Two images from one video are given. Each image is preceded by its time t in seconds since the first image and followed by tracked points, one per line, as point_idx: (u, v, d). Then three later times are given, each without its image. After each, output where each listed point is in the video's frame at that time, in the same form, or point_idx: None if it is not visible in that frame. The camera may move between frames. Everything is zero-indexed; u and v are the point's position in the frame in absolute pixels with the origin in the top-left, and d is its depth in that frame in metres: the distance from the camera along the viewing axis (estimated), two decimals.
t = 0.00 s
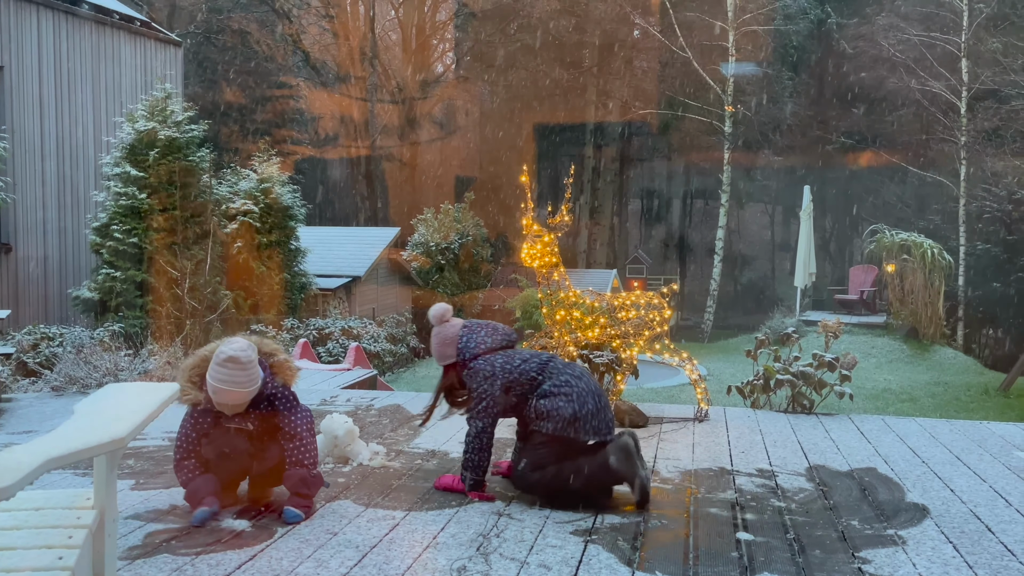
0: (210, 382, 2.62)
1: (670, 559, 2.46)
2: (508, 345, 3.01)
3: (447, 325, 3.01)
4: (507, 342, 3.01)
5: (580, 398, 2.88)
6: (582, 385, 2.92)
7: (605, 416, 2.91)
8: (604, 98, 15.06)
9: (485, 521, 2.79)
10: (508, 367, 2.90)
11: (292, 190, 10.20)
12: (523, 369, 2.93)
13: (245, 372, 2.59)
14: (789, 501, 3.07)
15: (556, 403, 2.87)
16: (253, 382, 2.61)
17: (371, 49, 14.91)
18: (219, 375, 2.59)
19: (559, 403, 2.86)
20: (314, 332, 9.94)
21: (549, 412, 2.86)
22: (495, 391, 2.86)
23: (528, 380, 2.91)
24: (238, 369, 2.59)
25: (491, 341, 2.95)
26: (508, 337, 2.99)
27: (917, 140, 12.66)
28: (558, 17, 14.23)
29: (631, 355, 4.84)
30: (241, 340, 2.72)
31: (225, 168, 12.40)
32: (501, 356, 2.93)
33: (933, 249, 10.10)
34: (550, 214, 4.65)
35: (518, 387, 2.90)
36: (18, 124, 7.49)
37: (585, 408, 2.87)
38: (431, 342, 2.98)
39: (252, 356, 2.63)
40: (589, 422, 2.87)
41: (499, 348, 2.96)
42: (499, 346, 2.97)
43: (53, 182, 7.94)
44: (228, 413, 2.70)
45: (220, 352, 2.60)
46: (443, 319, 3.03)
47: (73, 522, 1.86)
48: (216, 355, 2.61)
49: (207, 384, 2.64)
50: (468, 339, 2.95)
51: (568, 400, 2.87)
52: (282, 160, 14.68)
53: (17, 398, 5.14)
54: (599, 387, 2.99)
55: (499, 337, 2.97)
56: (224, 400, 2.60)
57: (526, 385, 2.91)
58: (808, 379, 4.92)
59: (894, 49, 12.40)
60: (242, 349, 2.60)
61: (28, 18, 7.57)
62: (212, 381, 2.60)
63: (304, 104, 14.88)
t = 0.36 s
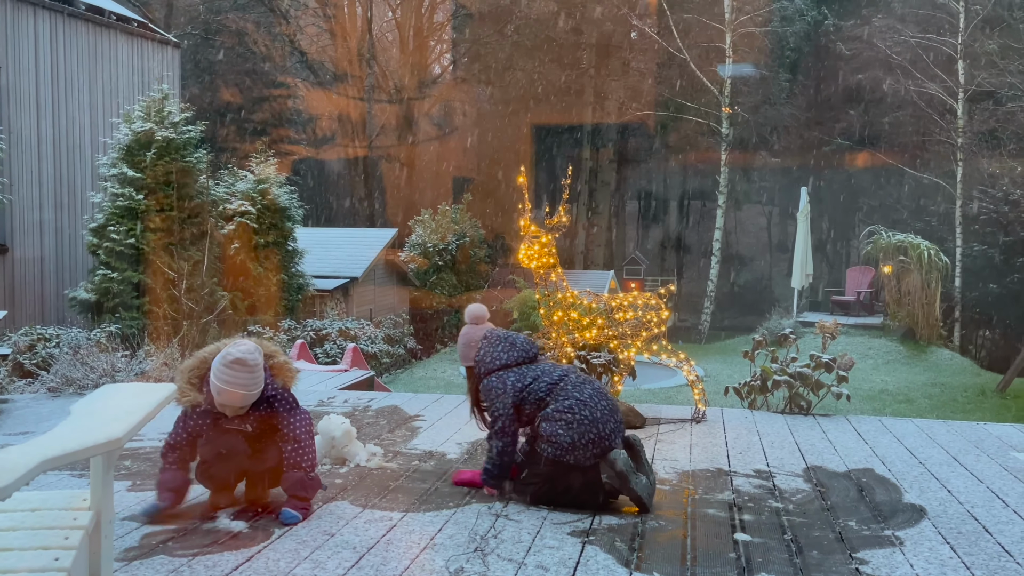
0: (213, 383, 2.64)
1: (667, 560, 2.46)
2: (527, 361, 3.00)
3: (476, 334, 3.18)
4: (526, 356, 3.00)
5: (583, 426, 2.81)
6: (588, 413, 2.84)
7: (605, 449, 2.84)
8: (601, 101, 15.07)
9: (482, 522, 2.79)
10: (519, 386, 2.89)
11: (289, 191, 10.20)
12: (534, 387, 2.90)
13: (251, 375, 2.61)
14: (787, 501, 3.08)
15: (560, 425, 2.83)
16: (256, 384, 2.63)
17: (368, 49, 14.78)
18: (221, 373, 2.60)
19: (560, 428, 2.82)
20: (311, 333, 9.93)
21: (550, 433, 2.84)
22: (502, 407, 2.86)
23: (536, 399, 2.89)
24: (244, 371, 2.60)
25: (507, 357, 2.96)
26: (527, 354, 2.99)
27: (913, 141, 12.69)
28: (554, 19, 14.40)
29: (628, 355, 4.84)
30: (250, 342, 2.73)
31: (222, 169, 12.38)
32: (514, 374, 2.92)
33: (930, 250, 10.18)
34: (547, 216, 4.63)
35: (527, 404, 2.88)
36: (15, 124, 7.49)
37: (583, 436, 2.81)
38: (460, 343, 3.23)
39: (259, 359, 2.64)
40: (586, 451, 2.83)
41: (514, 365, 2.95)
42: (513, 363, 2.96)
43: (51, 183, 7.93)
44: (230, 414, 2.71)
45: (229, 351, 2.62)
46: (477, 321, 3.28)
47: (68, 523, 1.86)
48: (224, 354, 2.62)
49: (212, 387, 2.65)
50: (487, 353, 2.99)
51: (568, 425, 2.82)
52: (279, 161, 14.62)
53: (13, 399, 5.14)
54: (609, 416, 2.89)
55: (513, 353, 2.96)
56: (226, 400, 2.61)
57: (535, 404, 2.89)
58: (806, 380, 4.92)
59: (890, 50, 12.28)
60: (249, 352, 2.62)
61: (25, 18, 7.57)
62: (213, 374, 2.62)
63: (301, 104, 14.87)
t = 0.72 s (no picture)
0: (201, 388, 2.66)
1: (666, 561, 2.46)
2: (465, 359, 3.18)
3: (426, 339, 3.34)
4: (463, 356, 3.19)
5: (524, 398, 2.91)
6: (523, 383, 2.97)
7: (559, 405, 2.92)
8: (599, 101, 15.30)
9: (481, 524, 2.79)
10: (457, 380, 3.05)
11: (287, 192, 10.22)
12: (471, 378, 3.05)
13: (235, 373, 2.64)
14: (785, 503, 3.08)
15: (502, 403, 2.92)
16: (245, 383, 2.67)
17: (367, 49, 15.00)
18: (212, 377, 2.63)
19: (504, 407, 2.90)
20: (309, 334, 9.90)
21: (495, 413, 2.92)
22: (441, 405, 3.03)
23: (476, 388, 3.01)
24: (227, 372, 2.63)
25: (440, 360, 3.14)
26: (462, 352, 3.19)
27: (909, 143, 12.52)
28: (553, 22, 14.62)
29: (626, 356, 4.83)
30: (234, 342, 2.77)
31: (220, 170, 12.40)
32: (450, 374, 3.09)
33: (927, 252, 10.24)
34: (546, 217, 4.61)
35: (468, 399, 3.01)
36: (12, 125, 7.48)
37: (530, 407, 2.89)
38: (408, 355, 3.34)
39: (242, 359, 2.68)
40: (545, 416, 2.89)
41: (451, 363, 3.14)
42: (451, 361, 3.15)
43: (48, 184, 7.93)
44: (224, 414, 2.73)
45: (213, 353, 2.65)
46: (425, 332, 3.39)
47: (65, 524, 1.86)
48: (209, 356, 2.65)
49: (200, 392, 2.67)
50: (427, 356, 3.20)
51: (511, 402, 2.91)
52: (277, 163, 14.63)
53: (11, 400, 5.14)
54: (546, 377, 3.03)
55: (451, 352, 3.17)
56: (217, 403, 2.64)
57: (475, 393, 3.01)
58: (804, 381, 4.93)
59: (887, 52, 12.31)
60: (230, 353, 2.65)
61: (24, 19, 7.58)
62: (202, 385, 2.65)
63: (300, 105, 14.96)
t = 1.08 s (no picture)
0: (202, 386, 2.68)
1: (664, 563, 2.46)
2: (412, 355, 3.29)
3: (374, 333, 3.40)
4: (411, 352, 3.30)
5: (458, 405, 3.03)
6: (459, 392, 3.07)
7: (489, 420, 3.02)
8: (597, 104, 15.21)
9: (479, 526, 2.79)
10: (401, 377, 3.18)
11: (285, 193, 10.16)
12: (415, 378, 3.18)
13: (235, 370, 2.66)
14: (784, 505, 3.08)
15: (438, 408, 3.06)
16: (244, 380, 2.68)
17: (364, 51, 14.47)
18: (210, 374, 2.65)
19: (438, 412, 3.05)
20: (307, 336, 9.76)
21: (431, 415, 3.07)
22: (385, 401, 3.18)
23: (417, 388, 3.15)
24: (228, 368, 2.65)
25: (390, 354, 3.27)
26: (411, 349, 3.29)
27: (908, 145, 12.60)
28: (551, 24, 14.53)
29: (625, 358, 4.85)
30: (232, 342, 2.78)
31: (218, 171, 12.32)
32: (397, 369, 3.22)
33: (925, 254, 10.20)
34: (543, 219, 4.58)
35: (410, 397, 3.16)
36: (9, 126, 7.49)
37: (462, 415, 3.01)
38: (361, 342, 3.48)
39: (243, 356, 2.69)
40: (473, 428, 3.01)
41: (398, 360, 3.26)
42: (398, 358, 3.26)
43: (46, 186, 7.93)
44: (223, 413, 2.75)
45: (212, 351, 2.67)
46: (374, 324, 3.41)
47: (64, 527, 1.85)
48: (209, 355, 2.67)
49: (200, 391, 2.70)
50: (376, 350, 3.33)
51: (445, 408, 3.04)
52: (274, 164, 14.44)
53: (9, 402, 5.13)
54: (485, 387, 3.11)
55: (399, 348, 3.27)
56: (216, 400, 2.66)
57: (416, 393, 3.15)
58: (802, 383, 4.93)
59: (886, 54, 12.39)
60: (231, 349, 2.67)
61: (22, 21, 7.59)
62: (201, 381, 2.67)
63: (297, 106, 14.55)
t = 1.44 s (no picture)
0: (198, 391, 2.66)
1: (663, 565, 2.45)
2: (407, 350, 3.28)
3: (381, 321, 3.44)
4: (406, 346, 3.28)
5: (443, 405, 3.05)
6: (447, 392, 3.09)
7: (474, 420, 3.05)
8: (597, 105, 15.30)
9: (478, 527, 2.79)
10: (392, 373, 3.19)
11: (285, 194, 10.16)
12: (405, 375, 3.18)
13: (231, 374, 2.65)
14: (783, 505, 3.08)
15: (424, 407, 3.08)
16: (241, 383, 2.68)
17: (364, 54, 14.74)
18: (207, 379, 2.64)
19: (424, 410, 3.06)
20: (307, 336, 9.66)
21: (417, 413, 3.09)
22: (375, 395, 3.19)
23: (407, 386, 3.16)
24: (225, 372, 2.64)
25: (382, 350, 3.27)
26: (404, 345, 3.26)
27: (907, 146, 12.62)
28: (550, 25, 14.56)
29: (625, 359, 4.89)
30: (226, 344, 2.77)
31: (218, 172, 12.27)
32: (389, 364, 3.22)
33: (924, 255, 10.18)
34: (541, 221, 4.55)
35: (400, 392, 3.17)
36: (8, 128, 7.48)
37: (446, 415, 3.03)
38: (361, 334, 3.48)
39: (239, 359, 2.69)
40: (459, 427, 3.04)
41: (391, 355, 3.26)
42: (392, 353, 3.26)
43: (45, 187, 7.92)
44: (221, 416, 2.75)
45: (206, 355, 2.66)
46: (380, 311, 3.47)
47: (62, 528, 1.85)
48: (203, 359, 2.65)
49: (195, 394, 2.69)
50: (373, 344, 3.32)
51: (431, 407, 3.05)
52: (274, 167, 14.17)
53: (8, 404, 5.12)
54: (472, 389, 3.11)
55: (393, 344, 3.26)
56: (215, 404, 2.65)
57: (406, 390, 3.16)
58: (801, 384, 4.93)
59: (885, 55, 12.32)
60: (226, 352, 2.66)
61: (21, 23, 7.59)
62: (197, 387, 2.66)
63: (297, 108, 14.59)
